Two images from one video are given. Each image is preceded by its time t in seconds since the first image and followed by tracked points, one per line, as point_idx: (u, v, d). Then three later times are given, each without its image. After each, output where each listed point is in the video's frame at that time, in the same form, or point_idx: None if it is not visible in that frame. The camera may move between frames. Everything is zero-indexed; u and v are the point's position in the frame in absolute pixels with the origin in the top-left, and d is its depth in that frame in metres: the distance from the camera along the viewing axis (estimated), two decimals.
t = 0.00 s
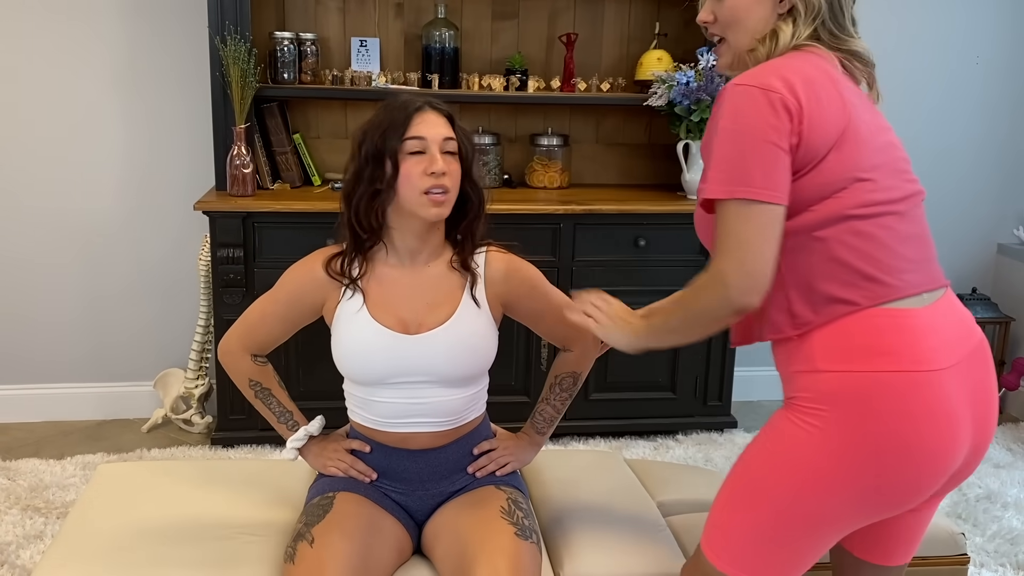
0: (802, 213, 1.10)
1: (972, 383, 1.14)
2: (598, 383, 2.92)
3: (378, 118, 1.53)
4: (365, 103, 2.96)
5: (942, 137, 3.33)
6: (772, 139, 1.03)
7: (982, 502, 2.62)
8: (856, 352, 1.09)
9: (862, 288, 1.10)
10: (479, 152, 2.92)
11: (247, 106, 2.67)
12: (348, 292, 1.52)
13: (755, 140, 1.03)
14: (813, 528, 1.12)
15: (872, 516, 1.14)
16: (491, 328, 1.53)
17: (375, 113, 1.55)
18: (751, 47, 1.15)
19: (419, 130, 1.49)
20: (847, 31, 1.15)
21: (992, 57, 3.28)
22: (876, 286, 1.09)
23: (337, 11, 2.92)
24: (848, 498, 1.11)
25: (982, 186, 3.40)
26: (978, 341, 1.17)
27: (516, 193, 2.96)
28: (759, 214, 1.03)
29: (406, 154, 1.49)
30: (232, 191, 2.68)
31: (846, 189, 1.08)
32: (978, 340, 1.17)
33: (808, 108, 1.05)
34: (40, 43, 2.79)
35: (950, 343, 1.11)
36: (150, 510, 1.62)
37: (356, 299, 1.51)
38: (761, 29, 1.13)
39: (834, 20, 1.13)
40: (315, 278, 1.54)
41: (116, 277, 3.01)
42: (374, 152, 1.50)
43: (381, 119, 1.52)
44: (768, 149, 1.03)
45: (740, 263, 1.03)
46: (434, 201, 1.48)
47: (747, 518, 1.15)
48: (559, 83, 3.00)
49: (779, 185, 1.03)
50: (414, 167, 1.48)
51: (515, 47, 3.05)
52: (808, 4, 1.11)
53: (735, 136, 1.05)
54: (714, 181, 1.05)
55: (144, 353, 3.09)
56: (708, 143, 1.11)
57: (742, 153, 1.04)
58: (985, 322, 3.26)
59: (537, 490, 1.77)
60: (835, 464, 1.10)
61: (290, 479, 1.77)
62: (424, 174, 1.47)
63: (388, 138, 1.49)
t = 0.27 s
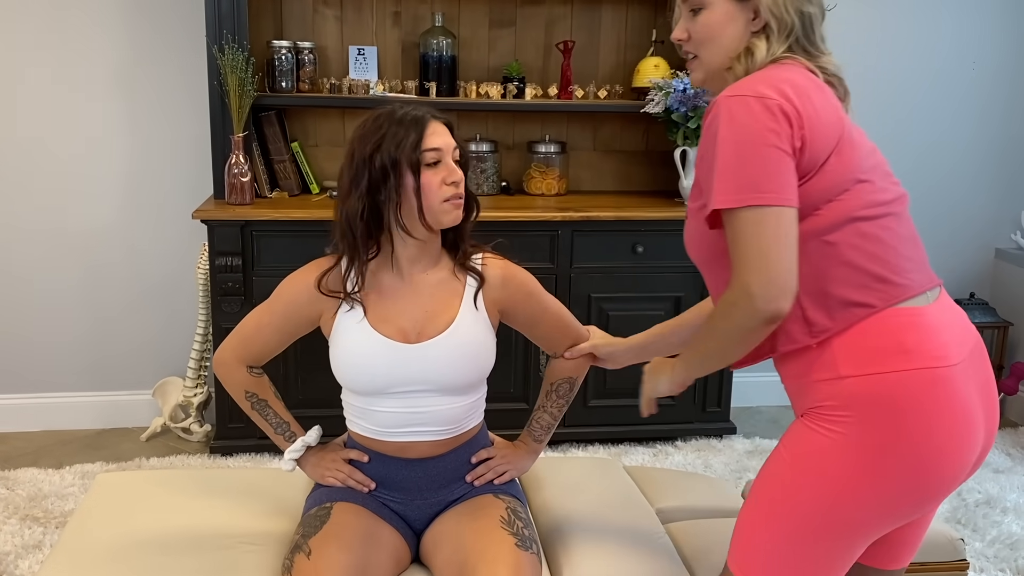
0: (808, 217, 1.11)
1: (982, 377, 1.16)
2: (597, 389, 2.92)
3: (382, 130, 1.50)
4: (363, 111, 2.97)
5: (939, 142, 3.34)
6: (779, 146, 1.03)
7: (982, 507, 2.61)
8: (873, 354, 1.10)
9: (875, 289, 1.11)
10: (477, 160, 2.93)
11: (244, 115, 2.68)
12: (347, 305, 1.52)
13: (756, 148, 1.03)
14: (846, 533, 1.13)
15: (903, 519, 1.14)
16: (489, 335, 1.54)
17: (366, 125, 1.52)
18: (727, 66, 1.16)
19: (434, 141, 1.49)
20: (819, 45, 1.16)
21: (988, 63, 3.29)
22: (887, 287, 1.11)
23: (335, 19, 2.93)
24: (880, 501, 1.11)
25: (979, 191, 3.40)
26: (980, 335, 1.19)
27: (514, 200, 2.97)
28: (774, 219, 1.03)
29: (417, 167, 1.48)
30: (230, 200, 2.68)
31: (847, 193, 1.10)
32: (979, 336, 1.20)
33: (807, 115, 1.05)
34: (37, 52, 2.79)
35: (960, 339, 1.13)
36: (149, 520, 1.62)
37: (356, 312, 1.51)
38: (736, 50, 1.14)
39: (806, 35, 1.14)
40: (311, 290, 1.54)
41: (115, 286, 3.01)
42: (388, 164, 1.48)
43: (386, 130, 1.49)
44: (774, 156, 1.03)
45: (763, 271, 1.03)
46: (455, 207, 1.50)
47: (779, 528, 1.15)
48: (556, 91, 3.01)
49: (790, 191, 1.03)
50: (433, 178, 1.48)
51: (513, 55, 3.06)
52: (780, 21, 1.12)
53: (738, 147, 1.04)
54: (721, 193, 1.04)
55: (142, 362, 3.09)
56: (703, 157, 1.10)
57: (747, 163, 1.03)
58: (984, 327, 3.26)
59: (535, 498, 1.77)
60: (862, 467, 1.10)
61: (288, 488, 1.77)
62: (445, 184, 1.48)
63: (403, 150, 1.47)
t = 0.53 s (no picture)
0: (750, 231, 1.10)
1: (949, 378, 1.14)
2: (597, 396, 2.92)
3: (402, 140, 1.48)
4: (362, 119, 2.97)
5: (937, 147, 3.34)
6: (685, 176, 1.05)
7: (982, 512, 2.61)
8: (829, 363, 1.09)
9: (823, 301, 1.10)
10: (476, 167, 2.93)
11: (243, 123, 2.68)
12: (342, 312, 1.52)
13: (651, 183, 1.06)
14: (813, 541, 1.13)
15: (870, 525, 1.13)
16: (483, 341, 1.53)
17: (386, 131, 1.49)
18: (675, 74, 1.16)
19: (455, 162, 1.50)
20: (770, 44, 1.13)
21: (984, 68, 3.30)
22: (838, 296, 1.10)
23: (334, 27, 2.94)
24: (842, 508, 1.11)
25: (977, 196, 3.41)
26: (949, 337, 1.17)
27: (513, 207, 2.97)
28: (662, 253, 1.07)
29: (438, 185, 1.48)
30: (229, 208, 2.68)
31: (778, 208, 1.09)
32: (950, 336, 1.18)
33: (725, 139, 1.06)
34: (37, 61, 2.80)
35: (922, 342, 1.12)
36: (148, 529, 1.62)
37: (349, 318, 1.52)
38: (681, 59, 1.14)
39: (755, 36, 1.12)
40: (306, 299, 1.54)
41: (113, 294, 3.01)
42: (409, 178, 1.47)
43: (407, 142, 1.48)
44: (677, 187, 1.05)
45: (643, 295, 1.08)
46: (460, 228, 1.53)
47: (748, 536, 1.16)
48: (554, 98, 3.01)
49: (687, 225, 1.05)
50: (446, 198, 1.50)
51: (511, 61, 3.06)
52: (723, 25, 1.10)
53: (641, 179, 1.06)
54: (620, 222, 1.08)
55: (142, 370, 3.09)
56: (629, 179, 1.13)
57: (644, 195, 1.06)
58: (984, 332, 3.25)
59: (536, 505, 1.77)
60: (825, 474, 1.10)
61: (288, 496, 1.77)
62: (456, 207, 1.51)
63: (425, 166, 1.47)
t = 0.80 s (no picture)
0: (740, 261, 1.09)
1: (959, 390, 1.12)
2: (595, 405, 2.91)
3: (409, 157, 1.50)
4: (359, 129, 2.97)
5: (934, 155, 3.34)
6: (657, 233, 1.04)
7: (983, 521, 2.60)
8: (834, 384, 1.08)
9: (820, 325, 1.09)
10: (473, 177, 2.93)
11: (240, 134, 2.68)
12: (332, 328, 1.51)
13: (623, 237, 1.05)
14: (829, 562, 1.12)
15: (886, 543, 1.12)
16: (475, 349, 1.53)
17: (393, 146, 1.51)
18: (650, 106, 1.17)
19: (460, 181, 1.54)
20: (735, 79, 1.11)
21: (981, 75, 3.30)
22: (837, 318, 1.08)
23: (331, 38, 2.94)
24: (856, 528, 1.10)
25: (975, 203, 3.41)
26: (958, 347, 1.16)
27: (511, 216, 2.97)
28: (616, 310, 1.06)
29: (445, 204, 1.52)
30: (226, 219, 2.68)
31: (767, 239, 1.07)
32: (959, 347, 1.16)
33: (695, 189, 1.04)
34: (34, 73, 2.80)
35: (930, 356, 1.10)
36: (144, 543, 1.62)
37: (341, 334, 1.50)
38: (650, 93, 1.15)
39: (716, 71, 1.10)
40: (297, 312, 1.53)
41: (111, 306, 3.01)
42: (416, 195, 1.50)
43: (414, 159, 1.50)
44: (648, 242, 1.04)
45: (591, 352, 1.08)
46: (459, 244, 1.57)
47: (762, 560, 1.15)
48: (551, 108, 3.01)
49: (658, 280, 1.04)
50: (451, 216, 1.53)
51: (508, 71, 3.07)
52: (679, 61, 1.10)
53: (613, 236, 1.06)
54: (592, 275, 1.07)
55: (139, 381, 3.09)
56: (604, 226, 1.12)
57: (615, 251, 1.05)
58: (983, 339, 3.25)
59: (534, 519, 1.77)
60: (839, 495, 1.09)
61: (285, 509, 1.77)
62: (458, 225, 1.55)
63: (432, 184, 1.50)
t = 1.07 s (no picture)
0: (802, 288, 1.02)
1: (995, 426, 1.10)
2: (588, 425, 2.89)
3: (393, 184, 1.50)
4: (349, 150, 2.97)
5: (925, 171, 3.34)
6: (736, 259, 0.96)
7: (978, 541, 2.58)
8: (886, 418, 1.03)
9: (880, 356, 1.03)
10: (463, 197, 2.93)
11: (229, 156, 2.67)
12: (315, 355, 1.50)
13: (702, 266, 0.97)
14: None
15: None
16: (458, 372, 1.52)
17: (378, 173, 1.51)
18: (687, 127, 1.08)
19: (443, 208, 1.53)
20: (776, 95, 1.03)
21: (971, 92, 3.31)
22: (894, 350, 1.03)
23: (320, 59, 2.94)
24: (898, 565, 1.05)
25: (967, 220, 3.41)
26: (989, 381, 1.13)
27: (501, 236, 2.96)
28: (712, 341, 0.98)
29: (428, 232, 1.51)
30: (214, 241, 2.67)
31: (830, 267, 1.01)
32: (989, 382, 1.13)
33: (770, 212, 0.97)
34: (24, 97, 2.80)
35: (974, 390, 1.07)
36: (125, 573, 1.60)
37: (320, 359, 1.49)
38: (689, 111, 1.06)
39: (757, 86, 1.02)
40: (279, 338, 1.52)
41: (100, 329, 2.99)
42: (400, 223, 1.49)
43: (399, 186, 1.50)
44: (730, 269, 0.96)
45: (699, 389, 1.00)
46: (441, 272, 1.55)
47: None
48: (541, 128, 3.01)
49: (738, 307, 0.97)
50: (434, 243, 1.52)
51: (498, 91, 3.07)
52: (717, 75, 1.01)
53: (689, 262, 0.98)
54: (673, 307, 0.99)
55: (129, 404, 3.07)
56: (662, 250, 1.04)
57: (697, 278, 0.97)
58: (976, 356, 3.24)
59: (522, 546, 1.75)
60: (885, 531, 1.04)
61: (271, 538, 1.75)
62: (442, 252, 1.54)
63: (416, 211, 1.50)
